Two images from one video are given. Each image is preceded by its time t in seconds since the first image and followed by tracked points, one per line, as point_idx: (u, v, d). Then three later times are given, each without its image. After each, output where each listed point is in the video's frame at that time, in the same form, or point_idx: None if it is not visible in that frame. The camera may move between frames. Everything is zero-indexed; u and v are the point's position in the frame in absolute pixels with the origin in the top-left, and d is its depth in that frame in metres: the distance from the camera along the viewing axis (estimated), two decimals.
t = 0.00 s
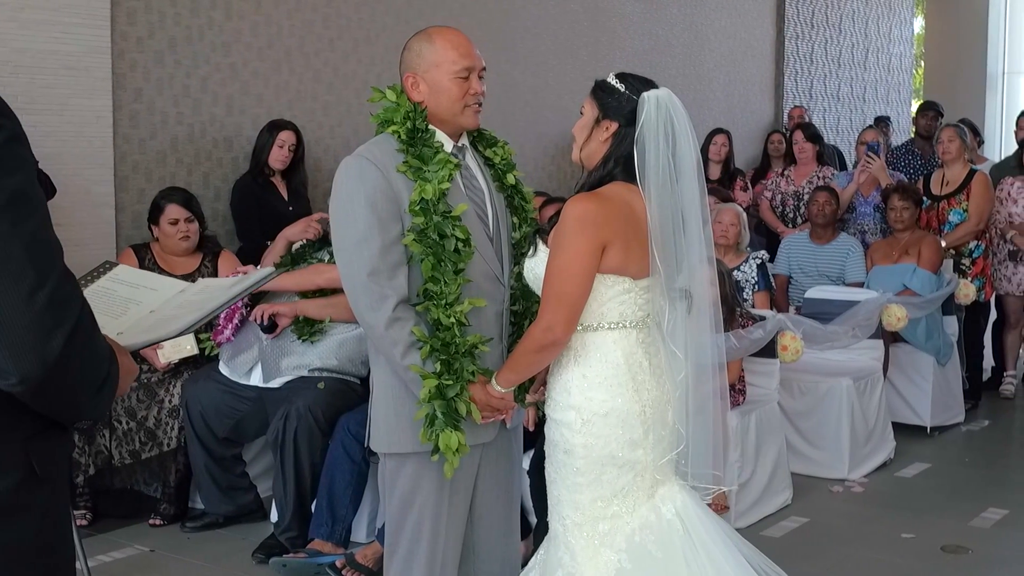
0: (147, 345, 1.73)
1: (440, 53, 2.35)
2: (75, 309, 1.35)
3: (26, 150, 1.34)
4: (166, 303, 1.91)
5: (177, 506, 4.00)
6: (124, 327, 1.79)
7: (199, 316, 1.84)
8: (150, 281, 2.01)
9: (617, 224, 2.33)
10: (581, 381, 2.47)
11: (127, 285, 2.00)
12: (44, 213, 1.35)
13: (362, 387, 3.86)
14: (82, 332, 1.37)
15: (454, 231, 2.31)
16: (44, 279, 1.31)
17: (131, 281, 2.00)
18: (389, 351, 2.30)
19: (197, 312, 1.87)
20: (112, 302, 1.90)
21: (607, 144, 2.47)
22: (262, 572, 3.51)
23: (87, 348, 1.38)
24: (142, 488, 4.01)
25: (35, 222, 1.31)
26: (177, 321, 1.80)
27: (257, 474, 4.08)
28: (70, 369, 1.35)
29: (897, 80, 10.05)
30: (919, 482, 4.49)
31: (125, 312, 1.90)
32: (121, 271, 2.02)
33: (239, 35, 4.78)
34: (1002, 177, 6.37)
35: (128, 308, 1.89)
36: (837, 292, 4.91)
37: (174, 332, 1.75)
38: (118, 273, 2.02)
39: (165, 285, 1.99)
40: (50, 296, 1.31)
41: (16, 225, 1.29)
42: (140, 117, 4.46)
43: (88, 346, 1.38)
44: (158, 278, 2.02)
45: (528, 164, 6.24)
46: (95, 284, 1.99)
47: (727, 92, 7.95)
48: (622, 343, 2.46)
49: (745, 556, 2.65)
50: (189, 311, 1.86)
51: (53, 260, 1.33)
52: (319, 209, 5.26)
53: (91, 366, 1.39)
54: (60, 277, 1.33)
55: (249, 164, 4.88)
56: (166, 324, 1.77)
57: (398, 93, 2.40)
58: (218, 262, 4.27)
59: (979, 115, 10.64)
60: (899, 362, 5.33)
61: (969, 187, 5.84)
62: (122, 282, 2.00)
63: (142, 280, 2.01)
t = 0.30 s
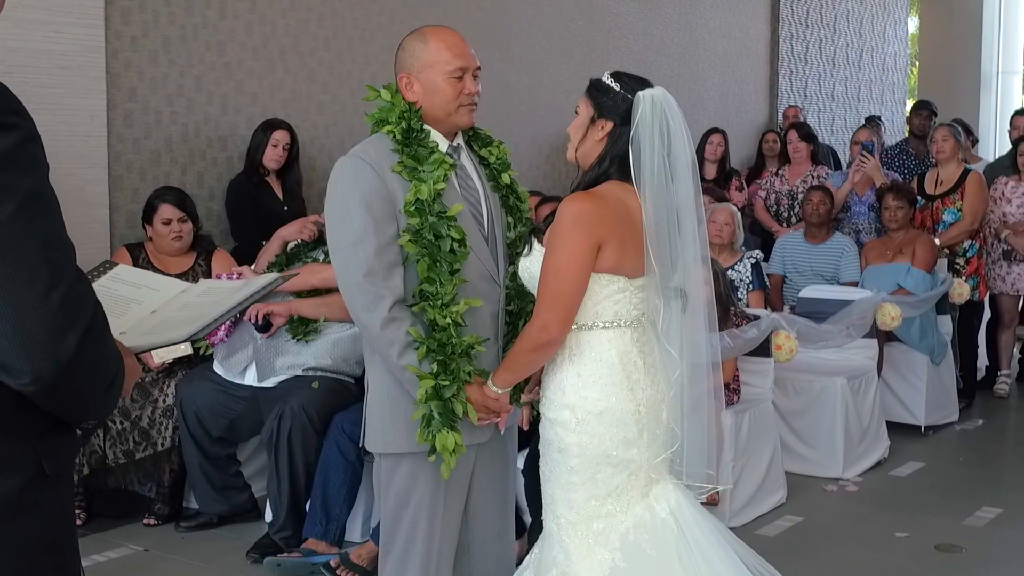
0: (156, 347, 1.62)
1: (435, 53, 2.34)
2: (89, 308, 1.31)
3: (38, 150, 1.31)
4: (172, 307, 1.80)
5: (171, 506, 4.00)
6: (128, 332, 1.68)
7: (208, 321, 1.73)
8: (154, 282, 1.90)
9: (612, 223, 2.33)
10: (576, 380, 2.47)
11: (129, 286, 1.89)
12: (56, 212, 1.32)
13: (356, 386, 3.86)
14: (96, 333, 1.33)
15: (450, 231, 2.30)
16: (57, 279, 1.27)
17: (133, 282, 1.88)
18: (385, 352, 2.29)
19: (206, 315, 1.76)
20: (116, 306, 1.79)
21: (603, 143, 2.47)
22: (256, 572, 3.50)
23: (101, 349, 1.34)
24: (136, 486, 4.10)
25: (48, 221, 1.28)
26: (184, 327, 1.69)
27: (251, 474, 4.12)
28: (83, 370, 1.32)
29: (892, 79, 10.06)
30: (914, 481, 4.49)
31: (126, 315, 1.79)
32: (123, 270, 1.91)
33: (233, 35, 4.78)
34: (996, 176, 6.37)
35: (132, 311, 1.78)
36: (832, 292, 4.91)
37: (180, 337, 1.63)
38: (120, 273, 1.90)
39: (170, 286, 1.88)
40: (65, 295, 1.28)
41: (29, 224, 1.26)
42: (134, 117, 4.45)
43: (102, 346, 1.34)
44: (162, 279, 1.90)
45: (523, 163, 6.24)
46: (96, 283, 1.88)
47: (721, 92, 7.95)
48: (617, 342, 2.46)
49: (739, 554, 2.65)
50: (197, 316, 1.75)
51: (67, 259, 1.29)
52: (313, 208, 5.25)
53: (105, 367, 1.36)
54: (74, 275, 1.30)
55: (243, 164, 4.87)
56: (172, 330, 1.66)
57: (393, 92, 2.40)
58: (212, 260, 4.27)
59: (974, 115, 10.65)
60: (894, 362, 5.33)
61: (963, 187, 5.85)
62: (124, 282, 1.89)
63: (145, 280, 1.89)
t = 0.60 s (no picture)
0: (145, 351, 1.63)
1: (433, 54, 2.35)
2: (82, 312, 1.31)
3: (33, 152, 1.31)
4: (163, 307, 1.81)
5: (166, 506, 4.00)
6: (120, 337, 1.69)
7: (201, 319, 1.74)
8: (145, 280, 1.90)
9: (607, 223, 2.34)
10: (571, 381, 2.48)
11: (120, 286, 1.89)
12: (51, 214, 1.32)
13: (351, 387, 3.84)
14: (88, 336, 1.33)
15: (446, 233, 2.30)
16: (51, 282, 1.27)
17: (124, 282, 1.89)
18: (381, 354, 2.30)
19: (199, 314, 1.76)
20: (108, 308, 1.79)
21: (598, 144, 2.47)
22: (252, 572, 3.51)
23: (94, 352, 1.35)
24: (132, 488, 4.01)
25: (43, 225, 1.28)
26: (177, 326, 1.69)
27: (247, 474, 4.05)
28: (76, 373, 1.32)
29: (886, 79, 10.08)
30: (909, 481, 4.50)
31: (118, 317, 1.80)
32: (113, 268, 1.91)
33: (228, 35, 4.77)
34: (991, 176, 6.39)
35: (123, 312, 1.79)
36: (825, 292, 4.92)
37: (172, 339, 1.64)
38: (110, 273, 1.90)
39: (161, 285, 1.89)
40: (57, 299, 1.28)
41: (23, 227, 1.26)
42: (129, 117, 4.45)
43: (94, 350, 1.34)
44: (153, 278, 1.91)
45: (518, 163, 6.24)
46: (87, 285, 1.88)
47: (716, 91, 7.96)
48: (612, 343, 2.46)
49: (736, 555, 2.65)
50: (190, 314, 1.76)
51: (60, 263, 1.29)
52: (308, 208, 5.25)
53: (97, 369, 1.36)
54: (67, 279, 1.30)
55: (239, 164, 4.87)
56: (163, 332, 1.67)
57: (390, 93, 2.39)
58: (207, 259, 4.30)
59: (968, 115, 10.68)
60: (888, 361, 5.35)
61: (957, 187, 5.86)
62: (114, 282, 1.89)
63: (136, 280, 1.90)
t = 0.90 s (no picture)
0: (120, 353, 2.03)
1: (429, 55, 2.35)
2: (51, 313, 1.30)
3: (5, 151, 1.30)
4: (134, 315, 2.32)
5: (162, 506, 4.00)
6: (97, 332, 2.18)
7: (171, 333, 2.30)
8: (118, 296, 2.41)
9: (603, 224, 2.34)
10: (567, 381, 2.47)
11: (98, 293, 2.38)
12: (22, 215, 1.31)
13: (347, 387, 3.84)
14: (57, 338, 1.32)
15: (443, 233, 2.31)
16: (19, 284, 1.26)
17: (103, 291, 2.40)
18: (378, 354, 2.30)
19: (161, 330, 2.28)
20: (91, 304, 2.33)
21: (595, 145, 2.47)
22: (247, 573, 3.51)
23: (63, 352, 1.34)
24: (127, 488, 4.09)
25: (13, 228, 1.27)
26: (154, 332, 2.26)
27: (242, 474, 4.08)
28: (45, 373, 1.31)
29: (881, 80, 10.09)
30: (904, 481, 4.50)
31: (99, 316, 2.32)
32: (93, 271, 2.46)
33: (224, 35, 4.77)
34: (986, 177, 6.40)
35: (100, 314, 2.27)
36: (823, 292, 4.92)
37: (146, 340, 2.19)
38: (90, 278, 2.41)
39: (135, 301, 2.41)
40: (26, 301, 1.27)
41: None
42: (124, 117, 4.44)
43: (63, 351, 1.34)
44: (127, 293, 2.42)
45: (514, 164, 6.24)
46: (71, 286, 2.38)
47: (711, 92, 7.96)
48: (608, 343, 2.47)
49: (731, 556, 2.66)
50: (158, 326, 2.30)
51: (28, 263, 1.28)
52: (303, 209, 5.25)
53: (67, 367, 1.35)
54: (38, 280, 1.29)
55: (234, 164, 4.86)
56: (142, 336, 2.17)
57: (387, 94, 2.39)
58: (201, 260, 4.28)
59: (962, 115, 10.70)
60: (883, 362, 5.35)
61: (953, 187, 5.87)
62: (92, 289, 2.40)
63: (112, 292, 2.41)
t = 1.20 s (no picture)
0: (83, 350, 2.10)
1: (424, 56, 2.34)
2: (4, 314, 1.57)
3: None
4: (107, 310, 2.26)
5: (156, 507, 3.99)
6: (63, 334, 2.15)
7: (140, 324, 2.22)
8: (99, 286, 2.34)
9: (597, 224, 2.34)
10: (561, 381, 2.47)
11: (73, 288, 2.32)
12: None
13: (341, 388, 3.84)
14: (14, 335, 1.59)
15: (438, 233, 2.30)
16: None
17: (77, 284, 2.33)
18: (372, 354, 2.30)
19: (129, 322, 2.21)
20: (61, 308, 2.25)
21: (589, 146, 2.47)
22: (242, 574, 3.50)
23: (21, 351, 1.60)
24: (121, 489, 4.02)
25: None
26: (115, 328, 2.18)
27: (237, 474, 4.08)
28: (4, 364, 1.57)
29: (876, 81, 10.10)
30: (898, 481, 4.51)
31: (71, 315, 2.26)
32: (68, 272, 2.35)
33: (218, 35, 4.77)
34: (980, 177, 6.41)
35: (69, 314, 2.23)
36: (818, 292, 4.91)
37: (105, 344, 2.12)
38: (65, 275, 2.35)
39: (111, 289, 2.33)
40: None
41: None
42: (119, 118, 4.44)
43: (20, 346, 1.60)
44: (107, 283, 2.34)
45: (508, 164, 6.24)
46: (46, 285, 2.32)
47: (706, 92, 7.97)
48: (602, 344, 2.47)
49: (725, 556, 2.66)
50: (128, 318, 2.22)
51: None
52: (298, 209, 5.25)
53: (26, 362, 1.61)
54: None
55: (229, 164, 4.86)
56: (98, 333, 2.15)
57: (382, 94, 2.39)
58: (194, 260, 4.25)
59: (957, 116, 10.72)
60: (877, 362, 5.36)
61: (947, 187, 5.87)
62: (68, 284, 2.33)
63: (89, 284, 2.33)
